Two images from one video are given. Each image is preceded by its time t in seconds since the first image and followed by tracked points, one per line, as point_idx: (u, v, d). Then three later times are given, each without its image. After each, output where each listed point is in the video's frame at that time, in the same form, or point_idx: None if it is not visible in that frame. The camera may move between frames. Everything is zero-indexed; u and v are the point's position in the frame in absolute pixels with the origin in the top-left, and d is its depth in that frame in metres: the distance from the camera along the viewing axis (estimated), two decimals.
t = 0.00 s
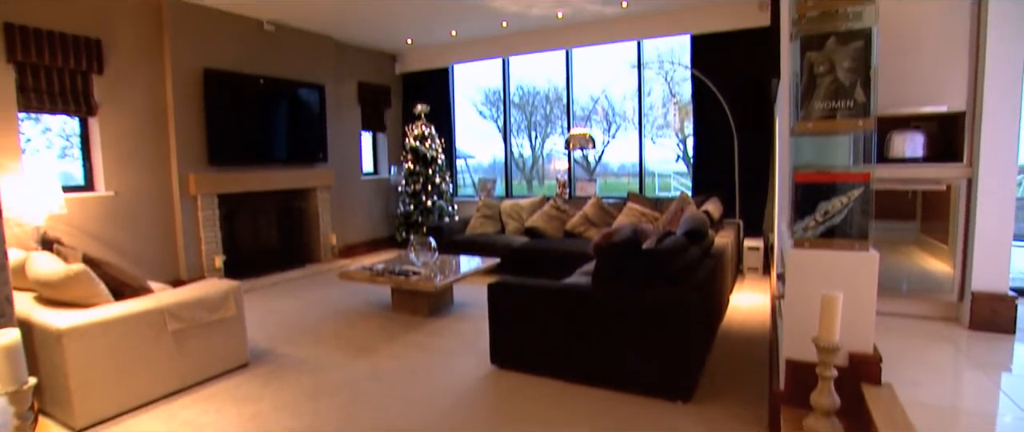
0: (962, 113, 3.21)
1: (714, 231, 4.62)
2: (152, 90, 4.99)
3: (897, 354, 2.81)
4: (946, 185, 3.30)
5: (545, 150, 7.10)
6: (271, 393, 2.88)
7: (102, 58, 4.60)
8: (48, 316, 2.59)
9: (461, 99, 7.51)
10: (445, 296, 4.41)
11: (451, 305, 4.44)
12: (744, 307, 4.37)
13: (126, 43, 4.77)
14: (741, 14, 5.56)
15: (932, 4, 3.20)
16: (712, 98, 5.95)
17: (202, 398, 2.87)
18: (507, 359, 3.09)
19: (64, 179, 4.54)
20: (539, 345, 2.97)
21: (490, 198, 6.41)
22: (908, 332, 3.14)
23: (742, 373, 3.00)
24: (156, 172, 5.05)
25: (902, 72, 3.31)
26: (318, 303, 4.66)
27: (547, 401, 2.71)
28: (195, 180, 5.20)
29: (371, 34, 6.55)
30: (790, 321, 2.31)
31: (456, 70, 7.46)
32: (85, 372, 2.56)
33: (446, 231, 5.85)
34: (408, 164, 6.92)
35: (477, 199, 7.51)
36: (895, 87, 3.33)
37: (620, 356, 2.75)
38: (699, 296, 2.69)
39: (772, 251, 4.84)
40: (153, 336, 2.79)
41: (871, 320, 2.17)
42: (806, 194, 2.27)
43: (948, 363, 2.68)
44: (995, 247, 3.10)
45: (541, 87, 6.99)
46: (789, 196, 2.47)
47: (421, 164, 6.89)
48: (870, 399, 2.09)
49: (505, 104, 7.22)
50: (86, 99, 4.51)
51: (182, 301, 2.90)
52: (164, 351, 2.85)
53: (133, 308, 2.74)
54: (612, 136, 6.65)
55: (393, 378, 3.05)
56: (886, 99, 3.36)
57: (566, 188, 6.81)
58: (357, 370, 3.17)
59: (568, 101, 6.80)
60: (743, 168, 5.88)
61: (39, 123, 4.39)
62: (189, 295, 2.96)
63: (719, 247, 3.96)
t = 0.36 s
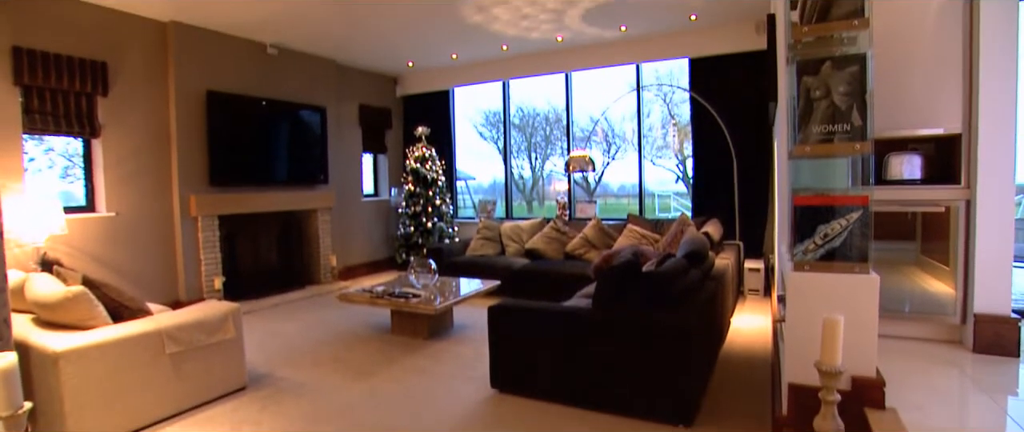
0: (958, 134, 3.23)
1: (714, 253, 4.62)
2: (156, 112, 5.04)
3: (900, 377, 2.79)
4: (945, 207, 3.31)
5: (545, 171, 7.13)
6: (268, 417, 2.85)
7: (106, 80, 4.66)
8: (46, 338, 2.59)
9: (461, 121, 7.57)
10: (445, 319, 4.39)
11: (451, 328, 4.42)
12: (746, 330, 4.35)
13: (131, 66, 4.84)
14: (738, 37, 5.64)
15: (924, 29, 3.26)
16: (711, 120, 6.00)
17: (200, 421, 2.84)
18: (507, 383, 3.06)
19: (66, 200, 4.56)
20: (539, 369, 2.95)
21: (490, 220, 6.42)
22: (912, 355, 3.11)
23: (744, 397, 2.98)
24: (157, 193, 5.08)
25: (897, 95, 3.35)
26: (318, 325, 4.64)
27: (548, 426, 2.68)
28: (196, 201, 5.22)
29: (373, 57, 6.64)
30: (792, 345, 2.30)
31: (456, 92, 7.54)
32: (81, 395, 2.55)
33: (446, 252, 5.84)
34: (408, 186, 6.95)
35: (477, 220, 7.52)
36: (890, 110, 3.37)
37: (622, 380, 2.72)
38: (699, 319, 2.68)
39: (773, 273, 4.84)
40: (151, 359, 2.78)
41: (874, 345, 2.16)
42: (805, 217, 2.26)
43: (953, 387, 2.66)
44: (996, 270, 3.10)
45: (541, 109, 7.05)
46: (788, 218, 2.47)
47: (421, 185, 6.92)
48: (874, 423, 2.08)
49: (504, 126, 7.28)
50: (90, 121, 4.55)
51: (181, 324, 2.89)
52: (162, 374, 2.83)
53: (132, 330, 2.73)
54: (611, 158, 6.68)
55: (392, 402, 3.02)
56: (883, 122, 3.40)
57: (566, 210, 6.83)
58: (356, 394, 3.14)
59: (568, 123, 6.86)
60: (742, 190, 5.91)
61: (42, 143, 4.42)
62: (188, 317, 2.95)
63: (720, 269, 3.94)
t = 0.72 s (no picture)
0: (957, 143, 3.24)
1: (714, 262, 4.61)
2: (157, 121, 5.06)
3: (902, 387, 2.78)
4: (945, 215, 3.30)
5: (545, 180, 7.15)
6: (267, 427, 2.84)
7: (108, 89, 4.68)
8: (44, 347, 2.58)
9: (461, 130, 7.59)
10: (445, 328, 4.38)
11: (451, 337, 4.41)
12: (746, 339, 4.35)
13: (132, 76, 4.86)
14: (737, 47, 5.68)
15: (922, 39, 3.27)
16: (710, 128, 6.02)
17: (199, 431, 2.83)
18: (507, 393, 3.05)
19: (66, 208, 4.56)
20: (540, 379, 2.94)
21: (490, 229, 6.42)
22: (913, 365, 3.10)
23: (745, 407, 2.96)
24: (157, 201, 5.08)
25: (895, 104, 3.37)
26: (317, 334, 4.62)
27: None
28: (196, 210, 5.22)
29: (374, 67, 6.68)
30: (793, 355, 2.29)
31: (456, 101, 7.57)
32: (79, 404, 2.54)
33: (446, 261, 5.83)
34: (408, 195, 6.97)
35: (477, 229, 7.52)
36: (889, 118, 3.38)
37: (622, 390, 2.72)
38: (699, 328, 2.68)
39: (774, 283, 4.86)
40: (150, 368, 2.77)
41: (875, 354, 2.16)
42: (804, 227, 2.27)
43: (954, 396, 2.65)
44: (996, 279, 3.10)
45: (541, 118, 7.07)
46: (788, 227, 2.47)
47: (421, 194, 6.94)
48: None
49: (504, 135, 7.30)
50: (92, 130, 4.57)
51: (180, 333, 2.88)
52: (161, 383, 2.83)
53: (131, 339, 2.73)
54: (611, 166, 6.70)
55: (391, 412, 3.00)
56: (882, 130, 3.41)
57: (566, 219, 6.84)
58: (355, 403, 3.13)
59: (568, 131, 6.88)
60: (742, 199, 5.91)
61: (43, 152, 4.43)
62: (187, 326, 2.94)
63: (720, 278, 3.93)
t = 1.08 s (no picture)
0: (957, 145, 3.24)
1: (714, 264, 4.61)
2: (158, 123, 5.06)
3: (903, 389, 2.78)
4: (944, 218, 3.30)
5: (545, 182, 7.15)
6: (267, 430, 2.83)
7: (108, 92, 4.68)
8: (44, 349, 2.58)
9: (461, 132, 7.60)
10: (444, 330, 4.38)
11: (451, 339, 4.40)
12: (746, 341, 4.35)
13: (133, 78, 4.87)
14: (737, 49, 5.69)
15: (922, 43, 3.28)
16: (710, 131, 6.02)
17: None
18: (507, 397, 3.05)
19: (66, 211, 4.56)
20: (540, 383, 2.93)
21: (489, 231, 6.42)
22: (913, 367, 3.10)
23: (745, 409, 2.96)
24: (158, 203, 5.09)
25: (895, 105, 3.37)
26: (318, 337, 4.62)
27: None
28: (196, 212, 5.22)
29: (374, 69, 6.69)
30: (793, 357, 2.29)
31: (456, 103, 7.58)
32: (78, 406, 2.54)
33: (446, 263, 5.83)
34: (408, 197, 6.97)
35: (477, 231, 7.53)
36: (890, 120, 3.38)
37: (622, 393, 2.72)
38: (699, 331, 2.67)
39: (774, 285, 4.87)
40: (150, 370, 2.77)
41: (875, 357, 2.16)
42: (804, 229, 2.27)
43: (956, 398, 2.65)
44: (996, 282, 3.09)
45: (541, 120, 7.08)
46: (788, 230, 2.47)
47: (421, 197, 6.94)
48: None
49: (504, 137, 7.30)
50: (92, 132, 4.57)
51: (180, 335, 2.88)
52: (161, 385, 2.83)
53: (131, 342, 2.73)
54: (611, 169, 6.70)
55: (391, 414, 3.00)
56: (882, 132, 3.42)
57: (566, 221, 6.84)
58: (355, 405, 3.13)
59: (568, 133, 6.88)
60: (742, 201, 5.91)
61: (43, 154, 4.43)
62: (187, 329, 2.94)
63: (719, 280, 3.93)
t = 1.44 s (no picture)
0: (957, 146, 3.24)
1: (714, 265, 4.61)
2: (157, 124, 5.06)
3: (904, 390, 2.78)
4: (945, 219, 3.30)
5: (545, 183, 7.15)
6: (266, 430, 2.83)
7: (109, 93, 4.69)
8: (44, 350, 2.58)
9: (461, 133, 7.60)
10: (444, 331, 4.37)
11: (451, 340, 4.40)
12: (746, 342, 4.35)
13: (133, 79, 4.87)
14: (736, 50, 5.69)
15: (922, 44, 3.28)
16: (710, 131, 6.02)
17: None
18: (508, 398, 3.05)
19: (66, 211, 4.56)
20: (540, 384, 2.93)
21: (489, 232, 6.42)
22: (914, 368, 3.09)
23: (745, 410, 2.96)
24: (158, 203, 5.09)
25: (895, 106, 3.37)
26: (317, 338, 4.62)
27: None
28: (195, 212, 5.22)
29: (374, 70, 6.69)
30: (793, 358, 2.29)
31: (456, 104, 7.58)
32: (78, 407, 2.54)
33: (446, 264, 5.83)
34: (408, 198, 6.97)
35: (477, 232, 7.53)
36: (889, 122, 3.39)
37: (622, 395, 2.71)
38: (699, 333, 2.67)
39: (774, 286, 4.88)
40: (150, 371, 2.77)
41: (874, 358, 2.16)
42: (805, 230, 2.27)
43: (957, 399, 2.64)
44: (996, 283, 3.09)
45: (541, 121, 7.08)
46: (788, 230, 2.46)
47: (421, 197, 6.95)
48: None
49: (504, 137, 7.31)
50: (92, 133, 4.57)
51: (180, 336, 2.88)
52: (161, 385, 2.82)
53: (131, 342, 2.73)
54: (611, 169, 6.71)
55: (391, 415, 3.00)
56: (882, 133, 3.42)
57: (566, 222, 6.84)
58: (355, 406, 3.12)
59: (568, 134, 6.88)
60: (742, 202, 5.91)
61: (43, 155, 4.43)
62: (187, 329, 2.94)
63: (719, 281, 3.93)
